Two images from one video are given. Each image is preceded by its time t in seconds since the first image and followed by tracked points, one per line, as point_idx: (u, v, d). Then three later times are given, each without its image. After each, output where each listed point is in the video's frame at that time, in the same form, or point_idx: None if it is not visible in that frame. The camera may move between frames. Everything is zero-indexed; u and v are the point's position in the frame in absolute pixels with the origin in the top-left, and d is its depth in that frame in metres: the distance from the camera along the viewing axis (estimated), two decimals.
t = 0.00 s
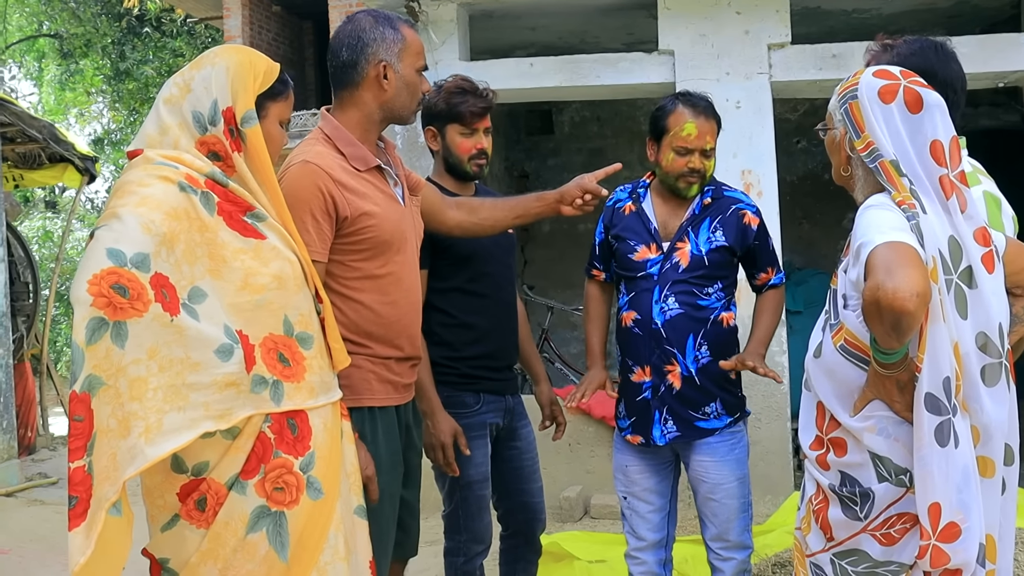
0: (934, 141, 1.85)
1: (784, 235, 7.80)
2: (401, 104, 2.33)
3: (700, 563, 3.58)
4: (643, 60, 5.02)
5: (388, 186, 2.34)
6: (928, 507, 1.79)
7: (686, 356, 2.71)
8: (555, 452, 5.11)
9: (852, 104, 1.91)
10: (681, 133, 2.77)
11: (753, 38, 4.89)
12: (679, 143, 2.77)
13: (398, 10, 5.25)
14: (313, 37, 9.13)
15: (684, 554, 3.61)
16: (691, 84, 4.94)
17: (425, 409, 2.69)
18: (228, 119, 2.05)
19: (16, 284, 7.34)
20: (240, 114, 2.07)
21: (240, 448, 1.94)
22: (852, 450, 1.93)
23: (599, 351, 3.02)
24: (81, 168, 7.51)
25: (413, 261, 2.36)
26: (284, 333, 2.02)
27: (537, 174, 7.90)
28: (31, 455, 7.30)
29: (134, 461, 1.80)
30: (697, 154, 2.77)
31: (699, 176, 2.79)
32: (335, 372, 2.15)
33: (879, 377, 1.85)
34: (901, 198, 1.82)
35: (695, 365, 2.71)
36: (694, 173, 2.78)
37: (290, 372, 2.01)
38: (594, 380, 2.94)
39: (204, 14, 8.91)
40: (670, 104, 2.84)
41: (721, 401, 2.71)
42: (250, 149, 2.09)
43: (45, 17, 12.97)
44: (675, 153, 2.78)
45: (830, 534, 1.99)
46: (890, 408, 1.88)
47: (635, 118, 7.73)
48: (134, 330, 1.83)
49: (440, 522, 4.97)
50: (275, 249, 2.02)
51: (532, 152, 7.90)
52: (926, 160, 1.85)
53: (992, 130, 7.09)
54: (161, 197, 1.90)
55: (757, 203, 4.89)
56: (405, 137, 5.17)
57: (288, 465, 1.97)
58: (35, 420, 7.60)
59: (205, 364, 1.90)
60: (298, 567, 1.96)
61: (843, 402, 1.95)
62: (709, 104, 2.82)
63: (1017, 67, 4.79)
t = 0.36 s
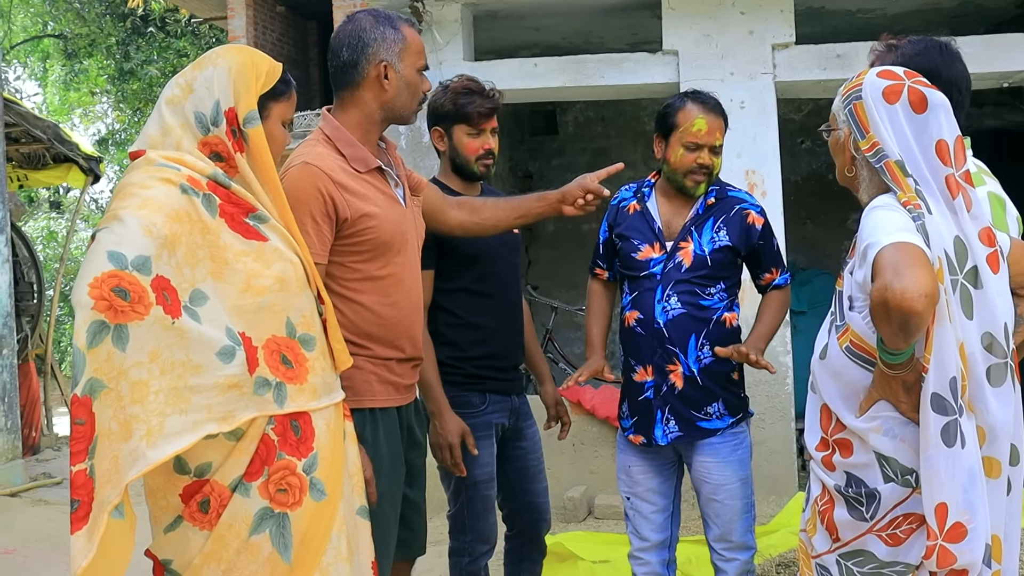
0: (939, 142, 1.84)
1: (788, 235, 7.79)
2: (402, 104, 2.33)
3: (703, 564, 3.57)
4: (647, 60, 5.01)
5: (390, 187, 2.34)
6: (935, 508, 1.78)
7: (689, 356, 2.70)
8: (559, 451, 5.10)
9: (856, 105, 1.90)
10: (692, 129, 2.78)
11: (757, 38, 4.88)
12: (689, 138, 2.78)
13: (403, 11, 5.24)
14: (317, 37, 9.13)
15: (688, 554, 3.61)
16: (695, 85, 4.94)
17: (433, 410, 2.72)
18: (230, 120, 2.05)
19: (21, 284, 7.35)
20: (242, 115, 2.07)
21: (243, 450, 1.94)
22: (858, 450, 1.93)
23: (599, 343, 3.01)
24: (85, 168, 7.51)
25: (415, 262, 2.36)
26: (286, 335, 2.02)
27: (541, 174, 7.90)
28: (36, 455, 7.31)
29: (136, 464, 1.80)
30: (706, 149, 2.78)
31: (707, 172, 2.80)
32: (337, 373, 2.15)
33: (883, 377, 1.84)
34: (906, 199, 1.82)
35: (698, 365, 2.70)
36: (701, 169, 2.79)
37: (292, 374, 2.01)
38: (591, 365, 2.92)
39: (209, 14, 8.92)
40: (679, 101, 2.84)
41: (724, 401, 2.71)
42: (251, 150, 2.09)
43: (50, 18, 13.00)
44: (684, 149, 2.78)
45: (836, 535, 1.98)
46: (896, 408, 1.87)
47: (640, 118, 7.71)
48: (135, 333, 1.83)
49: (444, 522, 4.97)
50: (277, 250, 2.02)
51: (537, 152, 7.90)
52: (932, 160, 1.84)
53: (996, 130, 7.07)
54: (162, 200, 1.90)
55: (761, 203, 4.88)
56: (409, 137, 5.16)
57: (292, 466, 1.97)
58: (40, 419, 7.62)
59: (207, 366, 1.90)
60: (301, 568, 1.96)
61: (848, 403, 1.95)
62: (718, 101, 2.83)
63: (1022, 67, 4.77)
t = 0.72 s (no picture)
0: (941, 142, 1.83)
1: (790, 236, 7.78)
2: (401, 105, 2.33)
3: (705, 564, 3.57)
4: (649, 60, 5.01)
5: (390, 188, 2.34)
6: (937, 507, 1.78)
7: (691, 357, 2.70)
8: (561, 452, 5.10)
9: (858, 104, 1.89)
10: (698, 130, 2.76)
11: (759, 39, 4.88)
12: (695, 139, 2.76)
13: (405, 11, 5.24)
14: (319, 38, 9.13)
15: (690, 555, 3.61)
16: (697, 85, 4.93)
17: (435, 410, 2.72)
18: (230, 121, 2.05)
19: (23, 285, 7.36)
20: (242, 116, 2.07)
21: (245, 451, 1.94)
22: (860, 451, 1.92)
23: (598, 355, 3.04)
24: (87, 169, 7.52)
25: (416, 262, 2.36)
26: (288, 336, 2.02)
27: (543, 175, 7.91)
28: (37, 455, 7.32)
29: (137, 467, 1.80)
30: (712, 151, 2.77)
31: (712, 174, 2.79)
32: (338, 374, 2.15)
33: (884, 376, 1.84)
34: (908, 199, 1.82)
35: (700, 366, 2.70)
36: (707, 171, 2.77)
37: (293, 375, 2.01)
38: (590, 382, 3.00)
39: (210, 15, 8.93)
40: (685, 101, 2.84)
41: (725, 402, 2.71)
42: (252, 150, 2.09)
43: (53, 19, 13.02)
44: (689, 150, 2.77)
45: (837, 535, 1.98)
46: (898, 409, 1.87)
47: (641, 118, 7.65)
48: (135, 336, 1.83)
49: (447, 522, 4.97)
50: (278, 252, 2.03)
51: (539, 153, 7.90)
52: (933, 161, 1.84)
53: (998, 131, 7.06)
54: (162, 202, 1.90)
55: (763, 204, 4.88)
56: (411, 138, 5.16)
57: (293, 467, 1.97)
58: (42, 419, 7.63)
59: (207, 369, 1.90)
60: (303, 569, 1.96)
61: (851, 403, 1.94)
62: (724, 102, 2.82)
63: None
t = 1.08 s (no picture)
0: (943, 140, 1.83)
1: (790, 236, 7.78)
2: (409, 111, 2.33)
3: (706, 564, 3.57)
4: (650, 60, 5.01)
5: (394, 189, 2.33)
6: (937, 503, 1.79)
7: (687, 358, 2.70)
8: (561, 452, 5.10)
9: (861, 102, 1.89)
10: (699, 129, 2.75)
11: (760, 39, 4.87)
12: (695, 138, 2.75)
13: (405, 11, 5.24)
14: (319, 38, 9.13)
15: (690, 555, 3.61)
16: (698, 85, 4.93)
17: (436, 410, 2.72)
18: (230, 121, 2.05)
19: (23, 285, 7.36)
20: (242, 116, 2.07)
21: (246, 452, 1.94)
22: (858, 448, 1.91)
23: (588, 356, 3.07)
24: (88, 169, 7.52)
25: (419, 259, 2.36)
26: (288, 337, 2.03)
27: (543, 175, 7.93)
28: (38, 455, 7.32)
29: (137, 469, 1.80)
30: (713, 150, 2.76)
31: (713, 173, 2.78)
32: (338, 374, 2.15)
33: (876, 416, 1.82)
34: (910, 198, 1.82)
35: (696, 366, 2.69)
36: (708, 170, 2.76)
37: (294, 376, 2.01)
38: (576, 385, 3.07)
39: (211, 15, 8.93)
40: (686, 101, 2.83)
41: (722, 402, 2.70)
42: (252, 150, 2.08)
43: (53, 19, 13.00)
44: (690, 149, 2.76)
45: (837, 530, 1.98)
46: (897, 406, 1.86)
47: (641, 118, 7.64)
48: (135, 338, 1.83)
49: (447, 522, 4.97)
50: (278, 252, 2.02)
51: (539, 153, 7.90)
52: (936, 158, 1.83)
53: (999, 130, 7.06)
54: (162, 203, 1.90)
55: (764, 204, 4.88)
56: (411, 138, 5.17)
57: (294, 468, 1.97)
58: (42, 420, 7.63)
59: (207, 370, 1.90)
60: (304, 569, 1.96)
61: (847, 400, 1.92)
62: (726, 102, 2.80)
63: None
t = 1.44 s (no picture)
0: (940, 141, 1.80)
1: (785, 236, 7.79)
2: (391, 107, 2.35)
3: (701, 564, 3.57)
4: (645, 60, 5.01)
5: (390, 188, 2.35)
6: (905, 495, 1.77)
7: (681, 358, 2.70)
8: (557, 452, 5.11)
9: (858, 99, 1.84)
10: (674, 137, 2.75)
11: (755, 39, 4.88)
12: (671, 146, 2.76)
13: (400, 11, 5.24)
14: (315, 38, 9.12)
15: (686, 555, 3.61)
16: (693, 85, 4.93)
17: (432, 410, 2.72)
18: (225, 121, 2.05)
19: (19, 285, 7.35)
20: (237, 116, 2.07)
21: (242, 452, 1.94)
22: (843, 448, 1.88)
23: (594, 359, 3.08)
24: (83, 169, 7.50)
25: (416, 257, 2.36)
26: (284, 337, 2.02)
27: (539, 175, 7.93)
28: (33, 456, 7.32)
29: (133, 470, 1.79)
30: (690, 157, 2.75)
31: (693, 178, 2.78)
32: (333, 374, 2.15)
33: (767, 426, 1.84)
34: (900, 201, 1.77)
35: (691, 367, 2.70)
36: (687, 176, 2.76)
37: (290, 377, 2.02)
38: (587, 390, 3.08)
39: (206, 15, 8.92)
40: (666, 104, 2.81)
41: (717, 403, 2.70)
42: (248, 150, 2.09)
43: (49, 18, 12.96)
44: (668, 156, 2.77)
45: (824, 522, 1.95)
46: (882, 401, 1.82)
47: (638, 118, 7.68)
48: (131, 338, 1.83)
49: (442, 522, 4.97)
50: (275, 253, 2.03)
51: (535, 153, 7.91)
52: (931, 160, 1.79)
53: (994, 131, 7.07)
54: (159, 203, 1.90)
55: (759, 204, 4.89)
56: (407, 138, 5.17)
57: (289, 469, 1.97)
58: (37, 420, 7.62)
59: (204, 371, 1.90)
60: (300, 569, 1.96)
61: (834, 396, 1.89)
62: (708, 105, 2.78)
63: (1021, 67, 4.77)
